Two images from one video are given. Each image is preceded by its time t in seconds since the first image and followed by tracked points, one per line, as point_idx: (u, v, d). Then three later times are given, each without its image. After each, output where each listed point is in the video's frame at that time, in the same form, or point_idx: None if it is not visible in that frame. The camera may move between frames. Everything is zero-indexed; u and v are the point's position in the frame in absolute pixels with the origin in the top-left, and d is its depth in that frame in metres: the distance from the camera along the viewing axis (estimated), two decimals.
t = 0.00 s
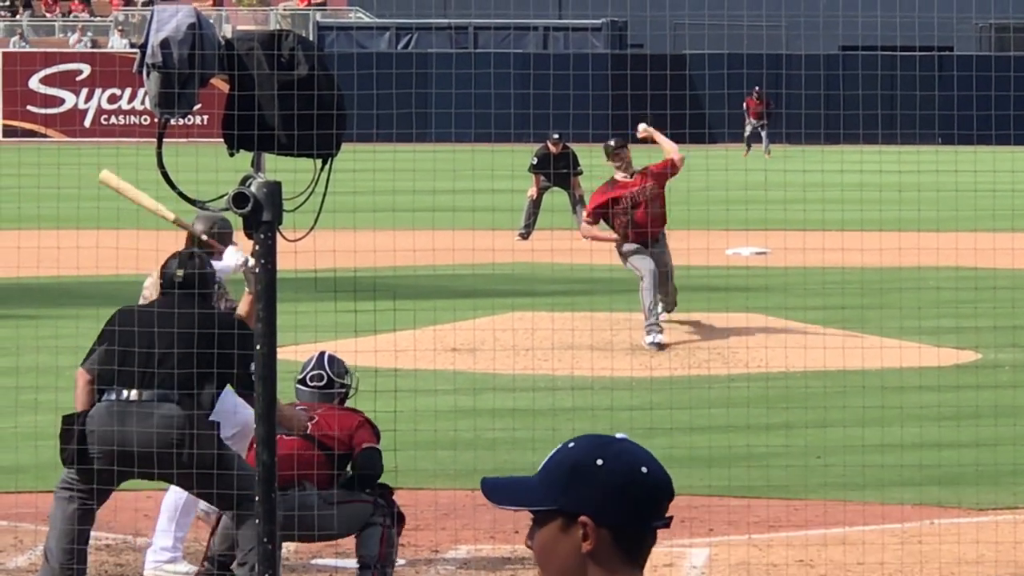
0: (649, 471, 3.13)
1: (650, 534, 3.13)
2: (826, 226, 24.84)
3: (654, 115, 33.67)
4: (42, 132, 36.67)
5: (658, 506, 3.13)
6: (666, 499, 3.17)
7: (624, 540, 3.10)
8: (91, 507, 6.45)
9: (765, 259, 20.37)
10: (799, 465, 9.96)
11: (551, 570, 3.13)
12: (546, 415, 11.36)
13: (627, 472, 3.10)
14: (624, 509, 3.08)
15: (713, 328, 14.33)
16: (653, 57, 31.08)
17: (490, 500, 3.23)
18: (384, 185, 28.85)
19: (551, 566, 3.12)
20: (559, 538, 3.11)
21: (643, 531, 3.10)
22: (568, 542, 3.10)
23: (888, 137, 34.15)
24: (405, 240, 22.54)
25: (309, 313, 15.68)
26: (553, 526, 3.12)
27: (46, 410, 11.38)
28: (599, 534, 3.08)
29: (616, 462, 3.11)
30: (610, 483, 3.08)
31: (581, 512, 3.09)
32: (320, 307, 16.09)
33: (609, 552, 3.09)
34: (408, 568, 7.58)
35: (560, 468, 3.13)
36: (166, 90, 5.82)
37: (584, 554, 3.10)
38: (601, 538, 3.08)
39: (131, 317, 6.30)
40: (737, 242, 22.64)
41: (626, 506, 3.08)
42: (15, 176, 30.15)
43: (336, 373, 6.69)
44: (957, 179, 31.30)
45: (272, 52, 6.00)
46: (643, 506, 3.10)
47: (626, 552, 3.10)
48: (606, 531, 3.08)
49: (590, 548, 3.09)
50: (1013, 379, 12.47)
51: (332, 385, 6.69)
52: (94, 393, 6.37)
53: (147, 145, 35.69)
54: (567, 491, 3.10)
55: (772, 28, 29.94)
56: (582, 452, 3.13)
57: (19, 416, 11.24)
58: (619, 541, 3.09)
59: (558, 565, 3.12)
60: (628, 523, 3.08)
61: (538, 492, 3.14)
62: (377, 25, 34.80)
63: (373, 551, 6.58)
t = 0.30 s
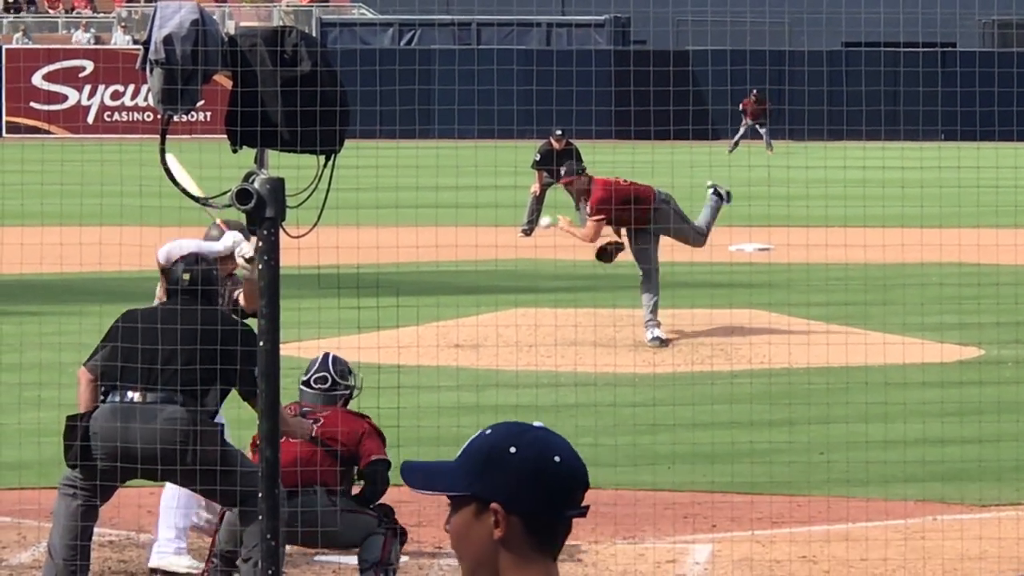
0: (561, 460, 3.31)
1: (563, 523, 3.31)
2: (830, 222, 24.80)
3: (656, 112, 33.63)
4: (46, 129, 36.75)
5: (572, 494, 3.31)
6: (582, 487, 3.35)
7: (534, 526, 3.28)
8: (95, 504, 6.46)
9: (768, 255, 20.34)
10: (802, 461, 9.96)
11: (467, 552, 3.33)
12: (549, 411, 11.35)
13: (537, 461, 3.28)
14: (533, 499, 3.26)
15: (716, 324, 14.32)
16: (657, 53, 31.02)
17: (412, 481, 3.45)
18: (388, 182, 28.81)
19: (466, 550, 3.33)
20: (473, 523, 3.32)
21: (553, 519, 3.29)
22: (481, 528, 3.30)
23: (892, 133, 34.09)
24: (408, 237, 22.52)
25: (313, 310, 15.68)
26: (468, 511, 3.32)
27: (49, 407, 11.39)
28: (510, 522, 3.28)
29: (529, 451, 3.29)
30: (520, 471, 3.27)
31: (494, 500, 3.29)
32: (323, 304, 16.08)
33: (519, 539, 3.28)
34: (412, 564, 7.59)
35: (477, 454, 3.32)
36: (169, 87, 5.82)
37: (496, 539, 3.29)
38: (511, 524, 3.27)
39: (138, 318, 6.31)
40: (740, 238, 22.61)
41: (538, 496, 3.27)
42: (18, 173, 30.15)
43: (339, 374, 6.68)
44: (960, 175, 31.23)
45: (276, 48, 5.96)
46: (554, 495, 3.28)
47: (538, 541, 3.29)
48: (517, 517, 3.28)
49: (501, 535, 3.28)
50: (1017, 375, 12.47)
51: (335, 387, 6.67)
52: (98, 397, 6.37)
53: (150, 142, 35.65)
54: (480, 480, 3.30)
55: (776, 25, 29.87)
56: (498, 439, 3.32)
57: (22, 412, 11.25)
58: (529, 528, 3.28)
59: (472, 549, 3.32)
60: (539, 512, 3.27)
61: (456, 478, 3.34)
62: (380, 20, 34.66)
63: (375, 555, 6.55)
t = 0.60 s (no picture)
0: (484, 452, 3.34)
1: (485, 515, 3.32)
2: (832, 216, 24.79)
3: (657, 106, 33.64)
4: (47, 122, 36.85)
5: (495, 487, 3.34)
6: (504, 482, 3.37)
7: (455, 516, 3.30)
8: (96, 498, 6.46)
9: (770, 249, 20.34)
10: (804, 455, 9.95)
11: (388, 540, 3.36)
12: (551, 405, 11.35)
13: (459, 449, 3.32)
14: (453, 487, 3.29)
15: (718, 317, 14.33)
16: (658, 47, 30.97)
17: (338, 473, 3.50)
18: (389, 177, 28.81)
19: (388, 540, 3.36)
20: (394, 512, 3.35)
21: (475, 510, 3.30)
22: (402, 517, 3.34)
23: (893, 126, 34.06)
24: (409, 230, 22.53)
25: (315, 303, 15.68)
26: (390, 501, 3.36)
27: (51, 401, 11.40)
28: (430, 511, 3.31)
29: (450, 442, 3.33)
30: (441, 459, 3.31)
31: (414, 490, 3.33)
32: (324, 297, 16.08)
33: (438, 530, 3.30)
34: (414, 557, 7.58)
35: (399, 445, 3.37)
36: (171, 80, 5.81)
37: (417, 529, 3.32)
38: (431, 514, 3.31)
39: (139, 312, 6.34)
40: (741, 232, 22.61)
41: (459, 485, 3.30)
42: (20, 167, 30.15)
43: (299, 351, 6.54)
44: (961, 169, 31.22)
45: (277, 42, 5.99)
46: (476, 486, 3.31)
47: (458, 532, 3.30)
48: (438, 508, 3.30)
49: (421, 525, 3.31)
50: (1019, 369, 12.46)
51: (295, 360, 6.53)
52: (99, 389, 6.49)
53: (152, 136, 35.65)
54: (402, 469, 3.35)
55: (778, 18, 29.83)
56: (421, 428, 3.37)
57: (24, 406, 11.26)
58: (449, 518, 3.30)
59: (393, 539, 3.35)
60: (459, 501, 3.29)
61: (378, 468, 3.39)
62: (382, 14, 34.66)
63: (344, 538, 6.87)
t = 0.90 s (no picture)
0: (436, 446, 3.22)
1: (440, 511, 3.21)
2: (831, 213, 24.79)
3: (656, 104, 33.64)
4: (45, 119, 36.85)
5: (448, 481, 3.22)
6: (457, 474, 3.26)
7: (412, 515, 3.18)
8: (94, 495, 6.46)
9: (769, 247, 20.32)
10: (803, 452, 9.95)
11: (343, 545, 3.22)
12: (550, 402, 11.36)
13: (413, 448, 3.18)
14: (411, 486, 3.17)
15: (716, 315, 14.34)
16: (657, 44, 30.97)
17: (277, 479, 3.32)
18: (388, 174, 28.83)
19: (343, 544, 3.22)
20: (348, 515, 3.21)
21: (434, 506, 3.19)
22: (357, 520, 3.20)
23: (892, 124, 34.05)
24: (407, 227, 22.55)
25: (314, 300, 15.69)
26: (342, 504, 3.22)
27: (50, 398, 11.40)
28: (390, 513, 3.17)
29: (403, 440, 3.20)
30: (395, 458, 3.18)
31: (370, 490, 3.19)
32: (323, 294, 16.08)
33: (396, 530, 3.17)
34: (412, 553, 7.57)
35: (347, 446, 3.21)
36: (170, 77, 5.81)
37: (373, 530, 3.18)
38: (388, 514, 3.17)
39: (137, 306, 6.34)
40: (740, 229, 22.61)
41: (415, 483, 3.17)
42: (19, 164, 30.17)
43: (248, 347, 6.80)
44: (959, 167, 31.23)
45: (275, 39, 5.97)
46: (432, 483, 3.19)
47: (419, 530, 3.19)
48: (396, 509, 3.17)
49: (379, 526, 3.17)
50: (1018, 366, 12.46)
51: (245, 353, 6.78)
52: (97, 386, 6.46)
53: (152, 134, 35.68)
54: (355, 471, 3.20)
55: (776, 16, 29.83)
56: (368, 427, 3.22)
57: (22, 403, 11.25)
58: (410, 518, 3.18)
59: (349, 542, 3.21)
60: (416, 501, 3.17)
61: (326, 472, 3.23)
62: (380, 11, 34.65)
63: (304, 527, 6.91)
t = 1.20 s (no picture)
0: (393, 451, 3.18)
1: (397, 516, 3.17)
2: (828, 216, 24.81)
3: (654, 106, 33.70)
4: (43, 122, 36.84)
5: (405, 485, 3.18)
6: (413, 478, 3.22)
7: (371, 519, 3.14)
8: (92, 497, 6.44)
9: (767, 250, 20.35)
10: (800, 455, 9.96)
11: (303, 553, 3.18)
12: (547, 405, 11.36)
13: (369, 453, 3.15)
14: (368, 490, 3.13)
15: (713, 318, 14.35)
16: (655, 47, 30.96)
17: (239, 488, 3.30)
18: (386, 177, 28.84)
19: (302, 551, 3.18)
20: (308, 522, 3.17)
21: (392, 510, 3.15)
22: (316, 526, 3.16)
23: (890, 127, 34.07)
24: (405, 230, 22.56)
25: (312, 303, 15.68)
26: (302, 511, 3.18)
27: (47, 400, 11.40)
28: (347, 518, 3.13)
29: (361, 445, 3.16)
30: (350, 463, 3.14)
31: (328, 495, 3.15)
32: (321, 297, 16.08)
33: (354, 535, 3.13)
34: (409, 557, 7.56)
35: (305, 454, 3.19)
36: (167, 80, 5.79)
37: (332, 536, 3.14)
38: (347, 519, 3.13)
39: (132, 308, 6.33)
40: (737, 232, 22.62)
41: (373, 488, 3.13)
42: (17, 167, 30.16)
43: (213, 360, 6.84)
44: (957, 170, 31.26)
45: (274, 42, 6.00)
46: (389, 487, 3.15)
47: (374, 535, 3.15)
48: (353, 512, 3.13)
49: (337, 531, 3.13)
50: (1016, 370, 12.47)
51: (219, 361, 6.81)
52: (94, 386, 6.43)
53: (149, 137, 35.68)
54: (314, 477, 3.17)
55: (774, 19, 29.83)
56: (328, 435, 3.19)
57: (20, 406, 11.25)
58: (366, 521, 3.13)
59: (308, 549, 3.17)
60: (374, 505, 3.13)
61: (286, 480, 3.21)
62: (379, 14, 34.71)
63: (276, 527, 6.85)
